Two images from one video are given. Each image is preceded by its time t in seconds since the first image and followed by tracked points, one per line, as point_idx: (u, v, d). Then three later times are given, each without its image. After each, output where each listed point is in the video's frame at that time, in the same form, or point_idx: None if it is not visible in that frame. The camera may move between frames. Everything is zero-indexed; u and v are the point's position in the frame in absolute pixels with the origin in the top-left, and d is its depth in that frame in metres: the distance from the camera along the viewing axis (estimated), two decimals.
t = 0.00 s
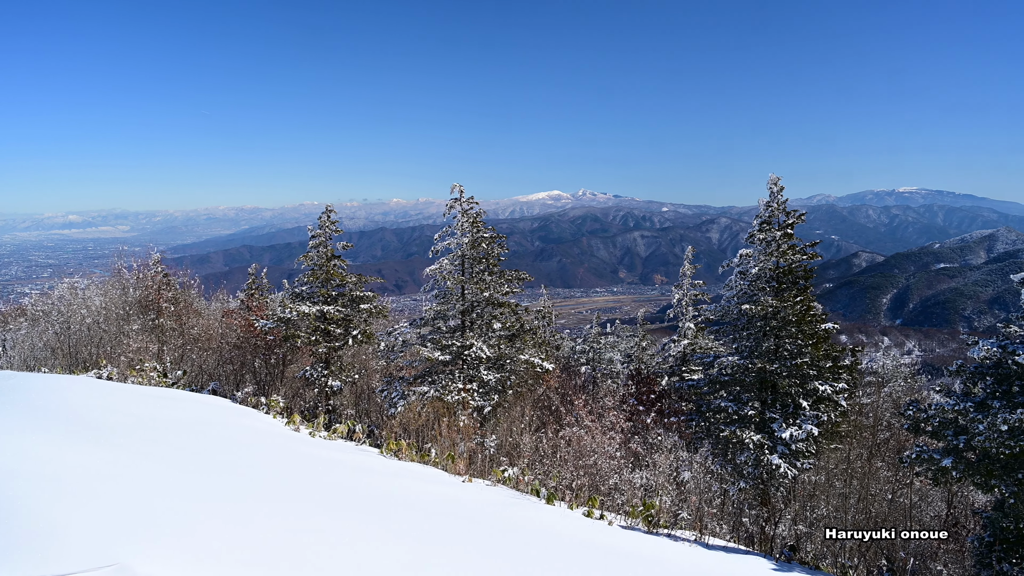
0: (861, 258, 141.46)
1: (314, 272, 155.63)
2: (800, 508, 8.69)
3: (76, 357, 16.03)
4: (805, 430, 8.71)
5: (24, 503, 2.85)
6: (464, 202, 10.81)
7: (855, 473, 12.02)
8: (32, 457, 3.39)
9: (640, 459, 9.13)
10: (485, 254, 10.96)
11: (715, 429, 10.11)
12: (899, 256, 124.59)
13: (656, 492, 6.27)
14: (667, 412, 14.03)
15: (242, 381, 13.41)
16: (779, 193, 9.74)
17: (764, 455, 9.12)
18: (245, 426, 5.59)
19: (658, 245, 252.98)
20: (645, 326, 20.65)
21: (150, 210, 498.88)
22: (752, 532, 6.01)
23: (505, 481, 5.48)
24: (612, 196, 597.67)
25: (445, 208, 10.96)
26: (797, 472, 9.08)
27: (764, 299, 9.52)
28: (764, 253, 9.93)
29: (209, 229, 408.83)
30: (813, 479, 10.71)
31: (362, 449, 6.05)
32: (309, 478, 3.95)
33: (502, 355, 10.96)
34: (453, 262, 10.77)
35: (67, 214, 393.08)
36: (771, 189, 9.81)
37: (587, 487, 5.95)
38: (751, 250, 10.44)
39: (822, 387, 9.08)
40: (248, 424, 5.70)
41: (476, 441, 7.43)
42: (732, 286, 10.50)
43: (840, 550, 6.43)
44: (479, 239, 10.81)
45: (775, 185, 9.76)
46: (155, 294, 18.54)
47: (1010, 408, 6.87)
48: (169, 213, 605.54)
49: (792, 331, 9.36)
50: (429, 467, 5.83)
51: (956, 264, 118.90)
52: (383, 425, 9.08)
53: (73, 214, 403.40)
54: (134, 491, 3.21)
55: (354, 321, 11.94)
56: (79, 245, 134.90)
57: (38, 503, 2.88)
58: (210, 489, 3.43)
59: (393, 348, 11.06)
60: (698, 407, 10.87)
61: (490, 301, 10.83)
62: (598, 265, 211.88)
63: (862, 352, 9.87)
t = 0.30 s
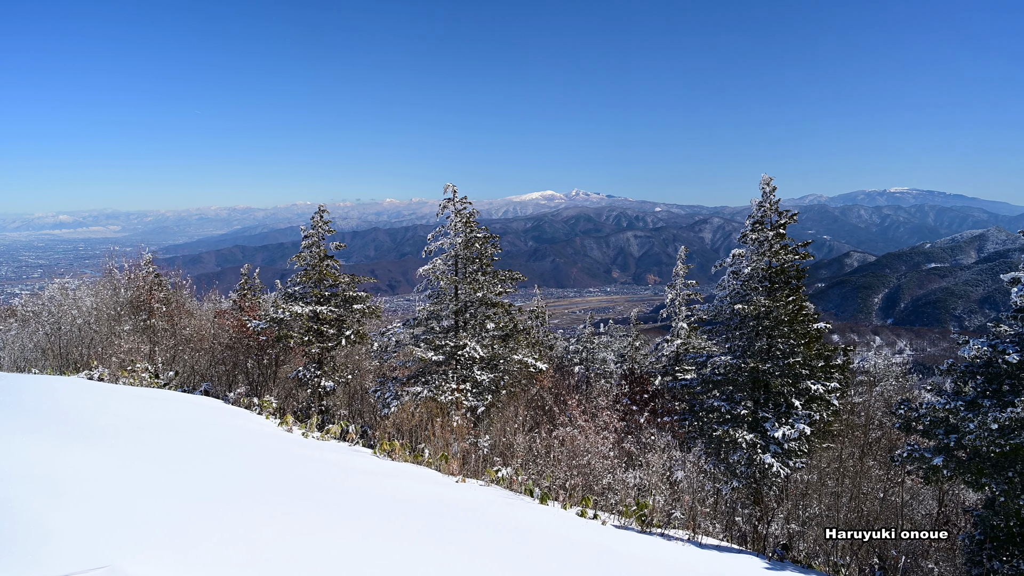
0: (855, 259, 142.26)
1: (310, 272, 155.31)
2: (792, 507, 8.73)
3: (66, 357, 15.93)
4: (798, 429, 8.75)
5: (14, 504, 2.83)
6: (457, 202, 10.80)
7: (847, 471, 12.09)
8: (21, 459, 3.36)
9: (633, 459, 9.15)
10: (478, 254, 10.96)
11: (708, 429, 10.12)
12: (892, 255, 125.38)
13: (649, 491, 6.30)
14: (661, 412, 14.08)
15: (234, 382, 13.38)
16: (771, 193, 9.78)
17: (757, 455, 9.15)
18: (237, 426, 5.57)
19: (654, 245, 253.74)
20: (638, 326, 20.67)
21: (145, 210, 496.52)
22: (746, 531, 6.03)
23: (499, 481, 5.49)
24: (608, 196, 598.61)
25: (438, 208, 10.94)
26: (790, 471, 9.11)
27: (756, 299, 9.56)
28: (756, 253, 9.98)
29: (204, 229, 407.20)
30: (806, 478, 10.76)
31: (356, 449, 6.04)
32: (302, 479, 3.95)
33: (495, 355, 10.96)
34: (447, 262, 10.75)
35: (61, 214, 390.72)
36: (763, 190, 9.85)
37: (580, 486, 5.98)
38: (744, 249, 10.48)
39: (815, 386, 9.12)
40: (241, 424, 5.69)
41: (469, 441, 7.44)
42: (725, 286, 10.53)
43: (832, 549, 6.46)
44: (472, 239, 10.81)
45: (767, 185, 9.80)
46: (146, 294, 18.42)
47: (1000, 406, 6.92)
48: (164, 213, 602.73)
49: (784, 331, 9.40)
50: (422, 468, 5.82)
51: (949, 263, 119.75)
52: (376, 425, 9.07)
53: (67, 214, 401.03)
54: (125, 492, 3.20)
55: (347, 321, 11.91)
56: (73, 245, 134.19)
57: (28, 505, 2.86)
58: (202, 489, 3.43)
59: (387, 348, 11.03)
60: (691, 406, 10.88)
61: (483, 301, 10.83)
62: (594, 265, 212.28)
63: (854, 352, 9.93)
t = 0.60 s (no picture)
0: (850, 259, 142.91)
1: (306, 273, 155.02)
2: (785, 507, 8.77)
3: (58, 359, 15.85)
4: (790, 428, 8.79)
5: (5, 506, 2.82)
6: (451, 202, 10.78)
7: (839, 471, 12.16)
8: (12, 460, 3.35)
9: (627, 459, 9.17)
10: (472, 254, 10.95)
11: (701, 428, 10.14)
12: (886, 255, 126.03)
13: (643, 491, 6.32)
14: (654, 411, 14.12)
15: (227, 383, 13.33)
16: (764, 193, 9.81)
17: (750, 454, 9.18)
18: (229, 427, 5.56)
19: (650, 245, 254.39)
20: (631, 326, 20.71)
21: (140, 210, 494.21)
22: (739, 530, 6.05)
23: (493, 481, 5.49)
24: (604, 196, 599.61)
25: (432, 208, 10.91)
26: (783, 469, 9.15)
27: (749, 299, 9.59)
28: (749, 253, 10.01)
29: (199, 230, 405.65)
30: (799, 477, 10.80)
31: (349, 450, 6.04)
32: (296, 480, 3.94)
33: (489, 355, 10.95)
34: (440, 262, 10.74)
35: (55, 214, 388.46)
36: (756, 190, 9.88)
37: (574, 486, 5.99)
38: (737, 249, 10.51)
39: (807, 385, 9.16)
40: (236, 426, 5.67)
41: (463, 441, 7.43)
42: (718, 286, 10.56)
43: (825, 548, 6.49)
44: (466, 239, 10.80)
45: (760, 186, 9.83)
46: (138, 295, 17.45)
47: (991, 406, 6.97)
48: (160, 213, 600.11)
49: (777, 330, 9.44)
50: (416, 468, 5.82)
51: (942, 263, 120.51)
52: (370, 426, 9.05)
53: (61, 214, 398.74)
54: (119, 494, 3.18)
55: (341, 321, 11.88)
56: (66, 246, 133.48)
57: (19, 506, 2.84)
58: (196, 491, 3.41)
59: (380, 348, 11.01)
60: (684, 406, 10.91)
61: (477, 301, 10.82)
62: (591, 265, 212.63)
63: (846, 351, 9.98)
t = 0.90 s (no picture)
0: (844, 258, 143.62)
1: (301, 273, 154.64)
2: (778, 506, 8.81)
3: (49, 360, 15.77)
4: (783, 428, 8.82)
5: None
6: (444, 202, 10.76)
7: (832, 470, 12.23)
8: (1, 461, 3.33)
9: (620, 459, 9.20)
10: (465, 254, 10.93)
11: (694, 428, 10.16)
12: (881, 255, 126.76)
13: (637, 490, 6.34)
14: (648, 411, 14.17)
15: (220, 384, 13.31)
16: (756, 194, 9.85)
17: (743, 453, 9.20)
18: (222, 428, 5.55)
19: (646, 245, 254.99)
20: (624, 326, 20.75)
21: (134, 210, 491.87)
22: (732, 529, 6.07)
23: (487, 481, 5.49)
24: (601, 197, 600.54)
25: (425, 208, 10.89)
26: (775, 469, 9.18)
27: (742, 299, 9.63)
28: (742, 253, 10.05)
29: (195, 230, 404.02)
30: (791, 476, 10.85)
31: (343, 450, 6.02)
32: (289, 481, 3.92)
33: (483, 355, 10.94)
34: (434, 262, 10.72)
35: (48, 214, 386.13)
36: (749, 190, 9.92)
37: (568, 486, 6.01)
38: (730, 249, 10.55)
39: (800, 385, 9.19)
40: (228, 426, 5.65)
41: (457, 441, 7.42)
42: (711, 286, 10.59)
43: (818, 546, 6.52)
44: (459, 239, 10.78)
45: (753, 186, 9.86)
46: (131, 296, 17.54)
47: (982, 404, 7.01)
48: (154, 213, 597.58)
49: (770, 330, 9.48)
50: (410, 468, 5.81)
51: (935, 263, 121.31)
52: (363, 426, 9.02)
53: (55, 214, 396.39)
54: (110, 495, 3.17)
55: (334, 322, 11.86)
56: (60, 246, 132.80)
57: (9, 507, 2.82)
58: (187, 492, 3.38)
59: (373, 349, 10.98)
60: (677, 405, 10.94)
61: (470, 301, 10.82)
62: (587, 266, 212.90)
63: (838, 351, 10.02)
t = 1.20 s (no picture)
0: (839, 258, 144.27)
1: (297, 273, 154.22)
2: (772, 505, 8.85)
3: (40, 361, 15.69)
4: (776, 427, 8.86)
5: None
6: (438, 202, 10.75)
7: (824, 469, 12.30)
8: None
9: (614, 458, 9.23)
10: (459, 254, 10.92)
11: (688, 427, 10.19)
12: (875, 255, 127.42)
13: (631, 490, 6.37)
14: (642, 411, 14.21)
15: (213, 385, 13.28)
16: (750, 194, 9.88)
17: (737, 453, 9.22)
18: (215, 429, 5.53)
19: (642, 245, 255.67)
20: (618, 326, 20.80)
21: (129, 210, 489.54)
22: (726, 528, 6.10)
23: (481, 482, 5.49)
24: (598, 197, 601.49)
25: (419, 208, 10.87)
26: (769, 468, 9.22)
27: (735, 298, 9.66)
28: (735, 253, 10.09)
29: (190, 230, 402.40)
30: (785, 476, 10.91)
31: (337, 450, 6.01)
32: (285, 483, 3.91)
33: (477, 355, 10.95)
34: (428, 262, 10.71)
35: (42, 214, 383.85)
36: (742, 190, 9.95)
37: (562, 486, 6.02)
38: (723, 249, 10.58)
39: (793, 384, 9.23)
40: (224, 428, 5.62)
41: (451, 442, 7.42)
42: (705, 285, 10.63)
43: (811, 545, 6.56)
44: (453, 239, 10.77)
45: (746, 186, 9.89)
46: (122, 295, 17.44)
47: (973, 403, 7.06)
48: (150, 213, 594.95)
49: (763, 329, 9.52)
50: (404, 469, 5.80)
51: (929, 263, 122.07)
52: (357, 427, 9.01)
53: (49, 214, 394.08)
54: (103, 496, 3.15)
55: (328, 322, 11.85)
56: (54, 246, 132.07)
57: None
58: (181, 494, 3.37)
59: (367, 349, 10.95)
60: (671, 405, 10.97)
61: (465, 301, 10.83)
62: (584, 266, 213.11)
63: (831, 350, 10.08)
